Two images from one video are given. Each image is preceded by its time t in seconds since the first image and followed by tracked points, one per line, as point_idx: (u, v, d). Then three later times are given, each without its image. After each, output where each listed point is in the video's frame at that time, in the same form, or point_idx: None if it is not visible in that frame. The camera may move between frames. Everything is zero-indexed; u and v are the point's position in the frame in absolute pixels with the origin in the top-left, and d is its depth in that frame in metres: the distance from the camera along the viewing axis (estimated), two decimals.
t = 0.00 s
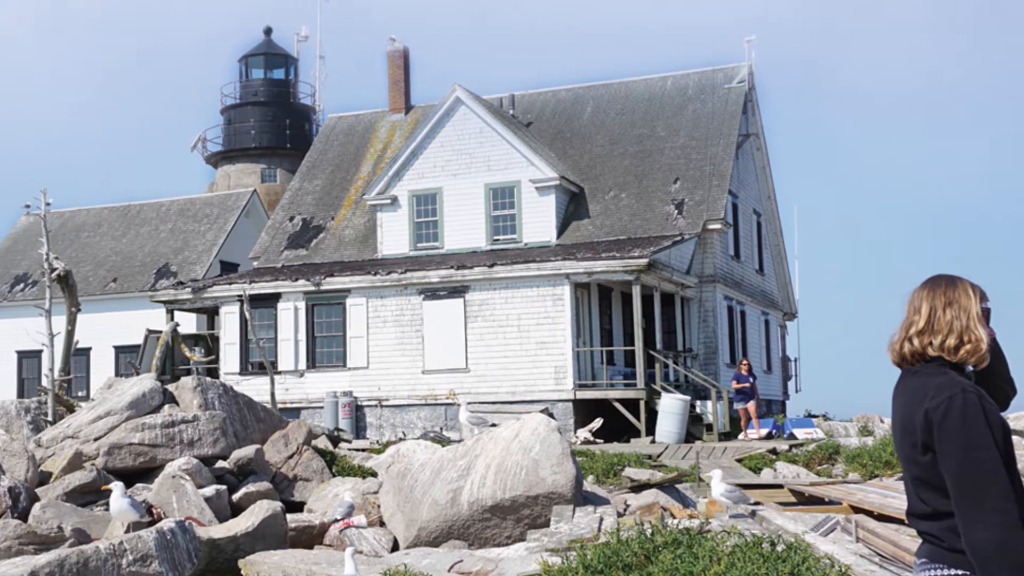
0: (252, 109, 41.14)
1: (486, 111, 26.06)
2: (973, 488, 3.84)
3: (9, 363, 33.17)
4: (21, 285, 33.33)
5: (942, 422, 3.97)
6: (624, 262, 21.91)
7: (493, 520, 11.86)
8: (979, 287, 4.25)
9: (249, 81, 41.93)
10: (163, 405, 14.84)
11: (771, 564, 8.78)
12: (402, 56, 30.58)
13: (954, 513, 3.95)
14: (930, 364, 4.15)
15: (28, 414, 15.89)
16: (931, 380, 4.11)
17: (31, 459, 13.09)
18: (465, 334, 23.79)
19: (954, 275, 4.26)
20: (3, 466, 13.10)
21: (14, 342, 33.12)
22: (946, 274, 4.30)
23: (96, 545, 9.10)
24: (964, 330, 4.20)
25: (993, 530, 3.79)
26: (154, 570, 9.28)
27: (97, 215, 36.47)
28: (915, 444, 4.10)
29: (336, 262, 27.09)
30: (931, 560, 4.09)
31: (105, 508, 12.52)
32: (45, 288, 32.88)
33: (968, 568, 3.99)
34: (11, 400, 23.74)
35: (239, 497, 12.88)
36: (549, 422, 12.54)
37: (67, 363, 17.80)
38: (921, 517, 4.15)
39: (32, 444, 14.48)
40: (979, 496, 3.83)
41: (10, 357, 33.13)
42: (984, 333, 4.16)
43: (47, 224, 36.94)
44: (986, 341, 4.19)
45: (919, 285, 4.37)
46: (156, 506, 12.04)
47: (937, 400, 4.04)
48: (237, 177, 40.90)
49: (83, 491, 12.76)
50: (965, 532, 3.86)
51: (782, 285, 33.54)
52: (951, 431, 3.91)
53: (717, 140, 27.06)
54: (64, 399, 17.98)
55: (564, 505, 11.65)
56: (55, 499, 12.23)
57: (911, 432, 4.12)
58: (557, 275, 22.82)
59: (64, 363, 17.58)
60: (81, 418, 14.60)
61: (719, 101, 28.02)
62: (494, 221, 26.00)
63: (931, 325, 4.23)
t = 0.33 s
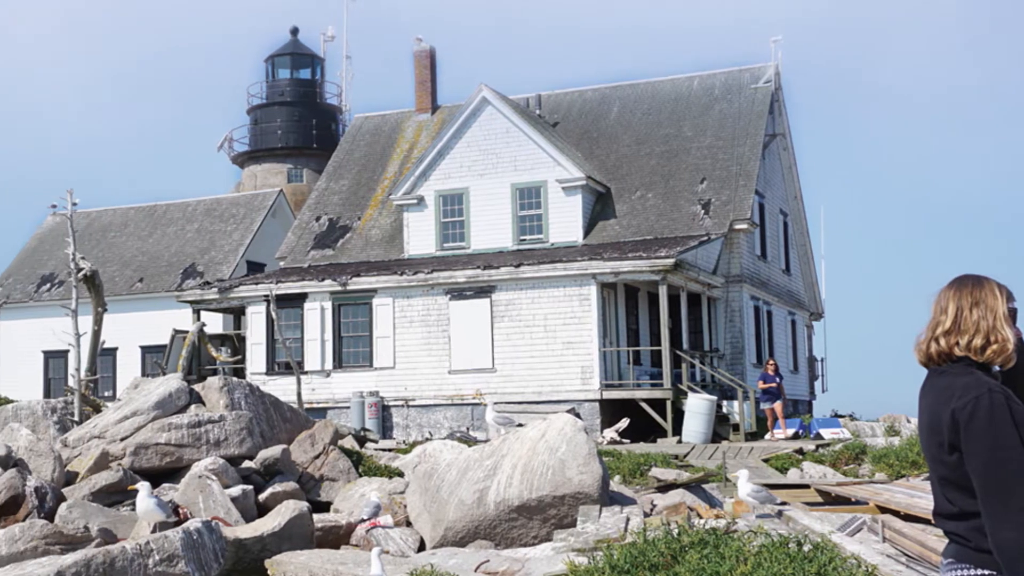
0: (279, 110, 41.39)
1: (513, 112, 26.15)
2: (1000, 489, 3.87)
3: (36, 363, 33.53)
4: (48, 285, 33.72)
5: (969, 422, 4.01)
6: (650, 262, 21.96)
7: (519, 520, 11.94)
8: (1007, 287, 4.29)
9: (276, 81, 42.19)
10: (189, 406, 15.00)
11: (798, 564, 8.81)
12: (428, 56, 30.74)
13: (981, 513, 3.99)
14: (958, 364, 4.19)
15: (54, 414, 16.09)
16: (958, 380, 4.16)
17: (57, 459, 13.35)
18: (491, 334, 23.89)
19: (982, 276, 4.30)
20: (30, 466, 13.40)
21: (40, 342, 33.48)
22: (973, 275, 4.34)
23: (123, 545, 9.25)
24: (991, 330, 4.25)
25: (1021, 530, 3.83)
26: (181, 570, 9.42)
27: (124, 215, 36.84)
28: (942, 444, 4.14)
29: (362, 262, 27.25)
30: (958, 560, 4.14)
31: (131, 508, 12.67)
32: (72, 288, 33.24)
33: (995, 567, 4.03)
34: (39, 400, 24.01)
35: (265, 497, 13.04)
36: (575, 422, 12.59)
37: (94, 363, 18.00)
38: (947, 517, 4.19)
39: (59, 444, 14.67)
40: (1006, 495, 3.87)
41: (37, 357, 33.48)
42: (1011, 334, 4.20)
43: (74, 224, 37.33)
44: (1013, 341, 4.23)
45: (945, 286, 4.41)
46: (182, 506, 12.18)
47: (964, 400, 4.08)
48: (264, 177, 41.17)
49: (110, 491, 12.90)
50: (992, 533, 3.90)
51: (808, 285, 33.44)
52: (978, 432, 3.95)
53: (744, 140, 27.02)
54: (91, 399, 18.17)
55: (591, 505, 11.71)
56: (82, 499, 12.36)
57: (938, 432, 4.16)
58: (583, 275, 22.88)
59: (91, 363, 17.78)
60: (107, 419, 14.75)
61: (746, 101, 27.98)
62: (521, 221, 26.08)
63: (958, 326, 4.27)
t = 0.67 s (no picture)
0: (306, 109, 41.63)
1: (540, 112, 26.24)
2: None
3: (63, 363, 33.90)
4: (74, 285, 34.10)
5: (996, 422, 4.06)
6: (677, 262, 21.99)
7: (546, 520, 12.02)
8: None
9: (302, 81, 42.43)
10: (215, 406, 15.17)
11: (824, 564, 8.84)
12: (455, 56, 30.88)
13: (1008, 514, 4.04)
14: (983, 364, 4.24)
15: (80, 414, 16.31)
16: (984, 379, 4.20)
17: (83, 459, 13.51)
18: (518, 334, 23.97)
19: (1008, 277, 4.37)
20: (56, 466, 13.59)
21: (67, 342, 33.85)
22: (999, 276, 4.40)
23: (149, 545, 9.41)
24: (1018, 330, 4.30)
25: None
26: (207, 570, 9.57)
27: (150, 216, 37.18)
28: (969, 444, 4.19)
29: (388, 262, 27.41)
30: (985, 560, 4.19)
31: (158, 508, 12.83)
32: (98, 289, 33.60)
33: None
34: (66, 399, 24.29)
35: (292, 497, 13.20)
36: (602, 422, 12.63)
37: (121, 363, 18.20)
38: (974, 517, 4.24)
39: (86, 444, 14.91)
40: None
41: (64, 357, 33.86)
42: None
43: (101, 224, 37.71)
44: None
45: (971, 287, 4.48)
46: (208, 506, 12.34)
47: (990, 400, 4.13)
48: (290, 177, 41.42)
49: (136, 491, 13.06)
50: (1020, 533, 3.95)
51: (834, 286, 33.34)
52: (1005, 432, 4.00)
53: (771, 141, 26.99)
54: (117, 399, 18.38)
55: (617, 505, 11.78)
56: (108, 499, 12.52)
57: (964, 432, 4.21)
58: (609, 275, 22.95)
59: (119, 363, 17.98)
60: (133, 418, 14.90)
61: (772, 101, 27.94)
62: (547, 221, 26.16)
63: (984, 325, 4.33)
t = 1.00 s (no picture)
0: (332, 109, 41.87)
1: (566, 112, 26.33)
2: None
3: (89, 363, 34.23)
4: (101, 285, 34.48)
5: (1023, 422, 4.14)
6: (704, 262, 22.02)
7: (572, 520, 12.10)
8: None
9: (329, 81, 42.67)
10: (241, 406, 15.35)
11: (851, 563, 8.88)
12: (481, 56, 31.03)
13: None
14: (1011, 364, 4.30)
15: (107, 414, 16.53)
16: (1011, 380, 4.28)
17: (109, 459, 13.72)
18: (544, 334, 24.06)
19: None
20: (83, 466, 13.79)
21: (93, 342, 34.21)
22: None
23: (176, 545, 9.57)
24: None
25: None
26: (234, 570, 9.71)
27: (176, 216, 37.50)
28: (996, 444, 4.27)
29: (415, 262, 27.56)
30: (1011, 560, 4.26)
31: (184, 508, 12.99)
32: (124, 289, 33.96)
33: None
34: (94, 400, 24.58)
35: (318, 497, 13.35)
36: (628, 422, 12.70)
37: (147, 363, 18.42)
38: (1000, 517, 4.33)
39: (113, 444, 15.06)
40: None
41: (91, 357, 34.21)
42: None
43: (127, 224, 38.10)
44: None
45: (998, 287, 4.53)
46: (236, 506, 12.49)
47: (1017, 400, 4.21)
48: (316, 177, 41.68)
49: (162, 492, 13.23)
50: None
51: (861, 286, 33.23)
52: None
53: (797, 141, 26.97)
54: (143, 399, 18.57)
55: (644, 505, 11.84)
56: (134, 499, 12.70)
57: (991, 432, 4.30)
58: (635, 275, 23.00)
59: (145, 363, 18.18)
60: (160, 418, 15.09)
61: (799, 101, 27.91)
62: (573, 221, 26.22)
63: (1012, 325, 4.38)
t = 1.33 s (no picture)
0: (359, 109, 42.09)
1: (593, 112, 26.41)
2: None
3: (115, 363, 34.59)
4: (127, 285, 34.86)
5: None
6: (730, 262, 22.04)
7: (599, 520, 12.17)
8: None
9: (355, 81, 42.89)
10: (267, 406, 15.53)
11: (877, 564, 8.92)
12: (507, 56, 31.14)
13: None
14: None
15: (133, 414, 16.77)
16: None
17: (135, 459, 13.92)
18: (571, 334, 24.13)
19: None
20: (109, 465, 14.00)
21: (120, 342, 34.57)
22: None
23: (202, 545, 9.72)
24: None
25: None
26: (260, 570, 9.85)
27: (202, 216, 37.83)
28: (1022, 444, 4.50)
29: (441, 262, 27.70)
30: None
31: (210, 508, 13.16)
32: (150, 289, 34.32)
33: None
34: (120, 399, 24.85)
35: (345, 497, 13.50)
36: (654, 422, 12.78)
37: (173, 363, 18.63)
38: None
39: (139, 444, 15.28)
40: None
41: (117, 357, 34.57)
42: None
43: (154, 224, 38.49)
44: None
45: None
46: (262, 506, 12.64)
47: None
48: (342, 177, 41.92)
49: (188, 491, 13.41)
50: None
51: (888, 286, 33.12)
52: None
53: (824, 141, 26.94)
54: (170, 399, 18.78)
55: (670, 505, 11.90)
56: (159, 499, 12.88)
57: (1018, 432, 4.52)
58: (662, 275, 23.06)
59: (171, 363, 18.39)
60: (186, 418, 15.28)
61: (826, 101, 27.87)
62: (600, 221, 26.28)
63: None
